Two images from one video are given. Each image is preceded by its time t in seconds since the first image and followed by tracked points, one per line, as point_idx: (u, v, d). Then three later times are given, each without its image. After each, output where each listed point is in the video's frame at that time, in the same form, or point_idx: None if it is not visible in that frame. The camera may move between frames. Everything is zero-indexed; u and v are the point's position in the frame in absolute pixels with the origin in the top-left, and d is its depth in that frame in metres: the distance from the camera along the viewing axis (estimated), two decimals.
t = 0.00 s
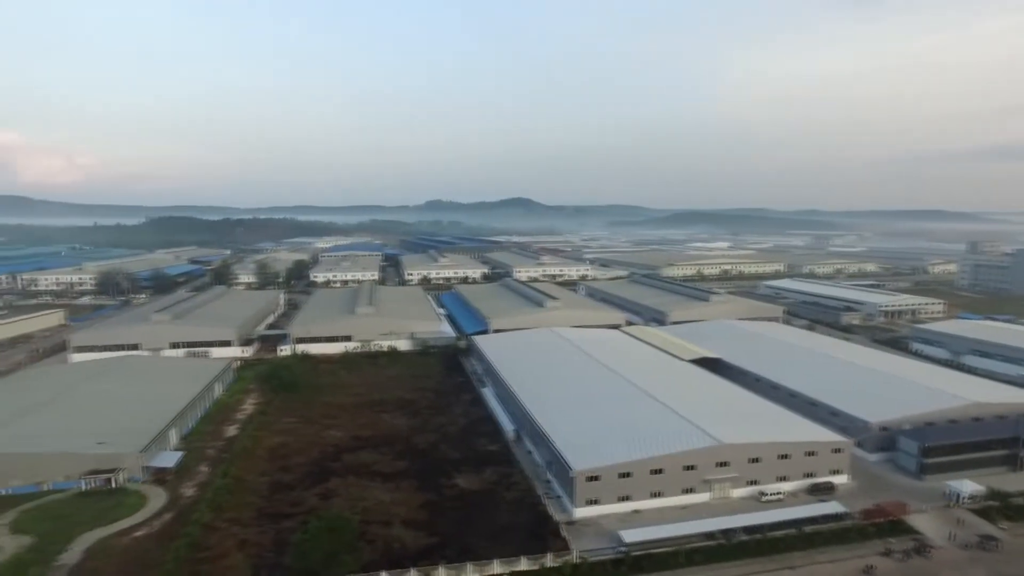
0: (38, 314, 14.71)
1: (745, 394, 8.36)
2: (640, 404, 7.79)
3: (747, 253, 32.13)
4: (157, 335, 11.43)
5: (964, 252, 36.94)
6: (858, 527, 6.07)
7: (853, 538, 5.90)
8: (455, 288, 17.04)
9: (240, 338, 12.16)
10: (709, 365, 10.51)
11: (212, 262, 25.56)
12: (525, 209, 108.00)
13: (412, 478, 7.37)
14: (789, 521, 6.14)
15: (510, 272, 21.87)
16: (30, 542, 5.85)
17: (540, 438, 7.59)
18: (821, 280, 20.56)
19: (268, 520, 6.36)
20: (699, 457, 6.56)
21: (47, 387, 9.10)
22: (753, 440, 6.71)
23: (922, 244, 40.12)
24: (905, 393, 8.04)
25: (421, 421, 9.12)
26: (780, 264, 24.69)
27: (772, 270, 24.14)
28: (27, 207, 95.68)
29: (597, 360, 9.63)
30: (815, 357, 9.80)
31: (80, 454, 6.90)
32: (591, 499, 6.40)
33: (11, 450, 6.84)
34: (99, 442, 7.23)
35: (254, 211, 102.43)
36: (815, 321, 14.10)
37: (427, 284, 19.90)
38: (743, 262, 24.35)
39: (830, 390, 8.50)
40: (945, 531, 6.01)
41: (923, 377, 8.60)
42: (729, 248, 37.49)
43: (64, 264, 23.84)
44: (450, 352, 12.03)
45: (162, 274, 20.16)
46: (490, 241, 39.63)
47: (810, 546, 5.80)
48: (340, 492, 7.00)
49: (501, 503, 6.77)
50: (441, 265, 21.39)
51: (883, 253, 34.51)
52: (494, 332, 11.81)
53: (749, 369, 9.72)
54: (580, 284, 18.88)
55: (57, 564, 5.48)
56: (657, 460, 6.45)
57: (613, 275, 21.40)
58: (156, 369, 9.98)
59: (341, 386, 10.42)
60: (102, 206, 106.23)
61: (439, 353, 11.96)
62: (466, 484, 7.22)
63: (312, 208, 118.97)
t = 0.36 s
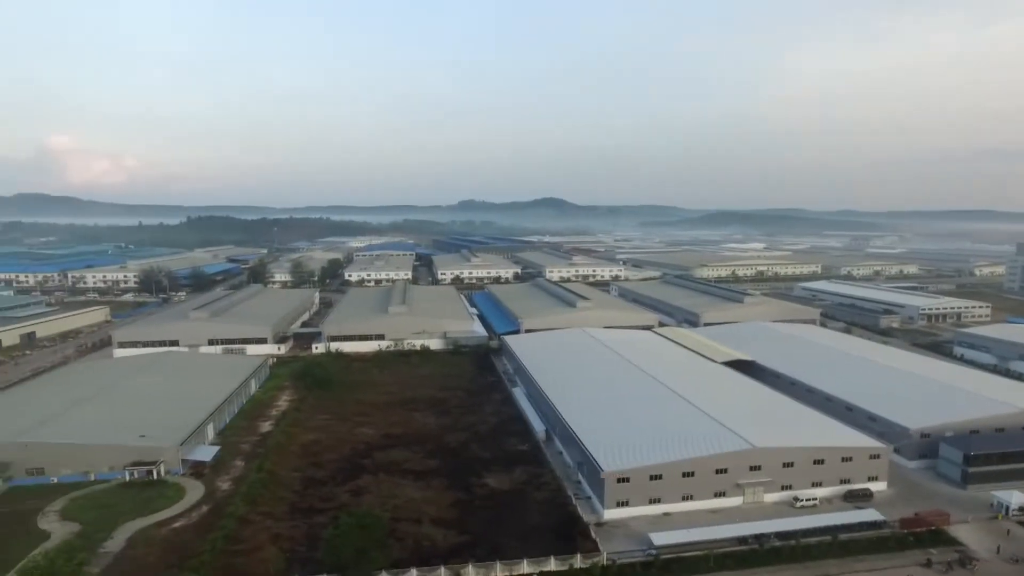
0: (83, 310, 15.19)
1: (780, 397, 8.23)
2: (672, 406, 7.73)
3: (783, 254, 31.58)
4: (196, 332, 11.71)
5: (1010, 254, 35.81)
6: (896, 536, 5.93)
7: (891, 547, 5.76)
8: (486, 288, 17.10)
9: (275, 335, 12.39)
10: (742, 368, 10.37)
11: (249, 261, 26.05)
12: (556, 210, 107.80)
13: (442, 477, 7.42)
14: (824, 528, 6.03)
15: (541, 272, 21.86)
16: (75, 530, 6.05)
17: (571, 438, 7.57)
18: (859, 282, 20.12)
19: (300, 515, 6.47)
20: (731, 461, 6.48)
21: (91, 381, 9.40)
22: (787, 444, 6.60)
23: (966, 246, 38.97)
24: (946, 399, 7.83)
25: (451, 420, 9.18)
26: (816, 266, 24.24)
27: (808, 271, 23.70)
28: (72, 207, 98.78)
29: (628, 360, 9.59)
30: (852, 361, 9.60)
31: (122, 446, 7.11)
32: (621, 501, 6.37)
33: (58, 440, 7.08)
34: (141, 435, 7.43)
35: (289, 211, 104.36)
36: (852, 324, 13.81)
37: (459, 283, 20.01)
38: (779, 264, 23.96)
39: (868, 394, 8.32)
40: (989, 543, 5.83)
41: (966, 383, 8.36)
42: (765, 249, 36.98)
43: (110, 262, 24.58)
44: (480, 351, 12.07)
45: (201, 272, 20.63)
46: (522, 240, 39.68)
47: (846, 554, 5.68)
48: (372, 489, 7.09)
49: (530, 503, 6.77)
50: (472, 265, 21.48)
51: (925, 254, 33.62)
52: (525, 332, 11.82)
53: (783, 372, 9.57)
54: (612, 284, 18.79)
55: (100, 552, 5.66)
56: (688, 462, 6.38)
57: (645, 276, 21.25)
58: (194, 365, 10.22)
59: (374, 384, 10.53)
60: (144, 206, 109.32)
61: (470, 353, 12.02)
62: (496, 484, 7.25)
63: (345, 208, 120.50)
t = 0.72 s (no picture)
0: (127, 307, 15.65)
1: (818, 401, 8.06)
2: (706, 408, 7.63)
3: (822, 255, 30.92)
4: (234, 329, 11.98)
5: None
6: (939, 547, 5.76)
7: (933, 558, 5.60)
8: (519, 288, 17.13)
9: (311, 333, 12.60)
10: (779, 371, 10.19)
11: (287, 260, 26.51)
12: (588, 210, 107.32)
13: (473, 476, 7.45)
14: (863, 536, 5.88)
15: (574, 272, 21.81)
16: (118, 519, 6.24)
17: (602, 439, 7.53)
18: (902, 284, 19.59)
19: (333, 510, 6.57)
20: (766, 465, 6.37)
21: (136, 375, 9.69)
22: (824, 450, 6.46)
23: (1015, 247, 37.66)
24: (993, 406, 7.58)
25: (483, 419, 9.21)
26: (857, 267, 23.67)
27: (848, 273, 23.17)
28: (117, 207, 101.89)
29: (661, 362, 9.50)
30: (894, 365, 9.36)
31: (164, 439, 7.31)
32: (652, 504, 6.31)
33: (104, 432, 7.31)
34: (181, 429, 7.62)
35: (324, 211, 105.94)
36: (894, 327, 13.46)
37: (492, 283, 20.07)
38: (818, 265, 23.46)
39: (910, 400, 8.10)
40: None
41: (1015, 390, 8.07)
42: (803, 250, 36.28)
43: (154, 260, 25.29)
44: (513, 351, 12.09)
45: (241, 270, 21.10)
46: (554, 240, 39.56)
47: (885, 564, 5.54)
48: (403, 487, 7.16)
49: (560, 504, 6.76)
50: (506, 265, 21.53)
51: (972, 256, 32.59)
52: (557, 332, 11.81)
53: (821, 376, 9.38)
54: (646, 285, 18.64)
55: (141, 542, 5.83)
56: (721, 466, 6.30)
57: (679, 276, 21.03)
58: (232, 362, 10.45)
59: (407, 382, 10.63)
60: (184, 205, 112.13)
61: (502, 352, 12.05)
62: (527, 483, 7.25)
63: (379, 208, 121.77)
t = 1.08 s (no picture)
0: (171, 304, 16.10)
1: (859, 406, 7.88)
2: (743, 411, 7.53)
3: (865, 256, 30.21)
4: (273, 327, 12.22)
5: None
6: (987, 560, 5.58)
7: (980, 571, 5.42)
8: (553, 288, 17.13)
9: (347, 332, 12.78)
10: (818, 375, 9.99)
11: (324, 259, 26.97)
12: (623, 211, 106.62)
13: (506, 475, 7.47)
14: (905, 546, 5.73)
15: (609, 272, 21.71)
16: (162, 509, 6.43)
17: (637, 441, 7.48)
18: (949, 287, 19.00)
19: (368, 506, 6.65)
20: (804, 470, 6.25)
21: (179, 371, 9.97)
22: (865, 456, 6.31)
23: None
24: None
25: (517, 419, 9.23)
26: (901, 269, 23.04)
27: (892, 274, 22.59)
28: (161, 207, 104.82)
29: (698, 364, 9.40)
30: (940, 370, 9.09)
31: (205, 434, 7.50)
32: (687, 507, 6.25)
33: (148, 425, 7.53)
34: (221, 424, 7.80)
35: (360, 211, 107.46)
36: (940, 331, 13.08)
37: (526, 283, 20.09)
38: (860, 266, 22.91)
39: (956, 406, 7.86)
40: None
41: None
42: (844, 251, 35.54)
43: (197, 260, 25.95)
44: (547, 351, 12.10)
45: (280, 270, 21.53)
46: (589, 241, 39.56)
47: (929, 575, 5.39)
48: (437, 485, 7.21)
49: (594, 505, 6.74)
50: (540, 265, 21.54)
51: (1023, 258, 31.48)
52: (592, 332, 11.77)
53: (863, 380, 9.17)
54: (682, 286, 18.44)
55: (183, 532, 5.99)
56: (758, 470, 6.20)
57: (716, 277, 20.77)
58: (271, 359, 10.67)
59: (441, 381, 10.72)
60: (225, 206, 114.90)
61: (536, 352, 12.06)
62: (560, 484, 7.25)
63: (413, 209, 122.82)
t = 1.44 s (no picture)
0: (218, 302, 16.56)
1: (909, 413, 7.64)
2: (785, 416, 7.37)
3: (917, 258, 29.25)
4: (316, 324, 12.47)
5: None
6: None
7: None
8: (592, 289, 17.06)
9: (388, 330, 12.96)
10: (865, 380, 9.74)
11: (366, 258, 27.37)
12: (661, 211, 105.46)
13: (543, 475, 7.48)
14: (956, 560, 5.54)
15: (649, 273, 21.52)
16: (209, 500, 6.63)
17: (675, 444, 7.41)
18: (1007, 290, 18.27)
19: (406, 503, 6.74)
20: (849, 478, 6.10)
21: (226, 366, 10.26)
22: (915, 465, 6.12)
23: None
24: None
25: (555, 419, 9.23)
26: (955, 271, 22.25)
27: (944, 277, 21.84)
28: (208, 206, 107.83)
29: (739, 367, 9.25)
30: (995, 377, 8.75)
31: (250, 428, 7.70)
32: (726, 512, 6.16)
33: (195, 418, 7.77)
34: (265, 419, 8.00)
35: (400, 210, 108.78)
36: (996, 337, 12.60)
37: (565, 283, 20.06)
38: (911, 268, 22.20)
39: (1013, 415, 7.56)
40: None
41: None
42: (894, 252, 34.50)
43: (244, 258, 26.62)
44: (585, 352, 12.06)
45: (323, 268, 21.95)
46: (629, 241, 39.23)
47: None
48: (474, 483, 7.27)
49: (631, 507, 6.70)
50: (579, 266, 21.47)
51: None
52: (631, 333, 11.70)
53: (912, 387, 8.89)
54: (724, 287, 18.17)
55: (228, 523, 6.17)
56: (800, 476, 6.07)
57: (759, 279, 20.39)
58: (313, 356, 10.88)
59: (479, 380, 10.78)
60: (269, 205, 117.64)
61: (574, 353, 12.04)
62: (597, 485, 7.22)
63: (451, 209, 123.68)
